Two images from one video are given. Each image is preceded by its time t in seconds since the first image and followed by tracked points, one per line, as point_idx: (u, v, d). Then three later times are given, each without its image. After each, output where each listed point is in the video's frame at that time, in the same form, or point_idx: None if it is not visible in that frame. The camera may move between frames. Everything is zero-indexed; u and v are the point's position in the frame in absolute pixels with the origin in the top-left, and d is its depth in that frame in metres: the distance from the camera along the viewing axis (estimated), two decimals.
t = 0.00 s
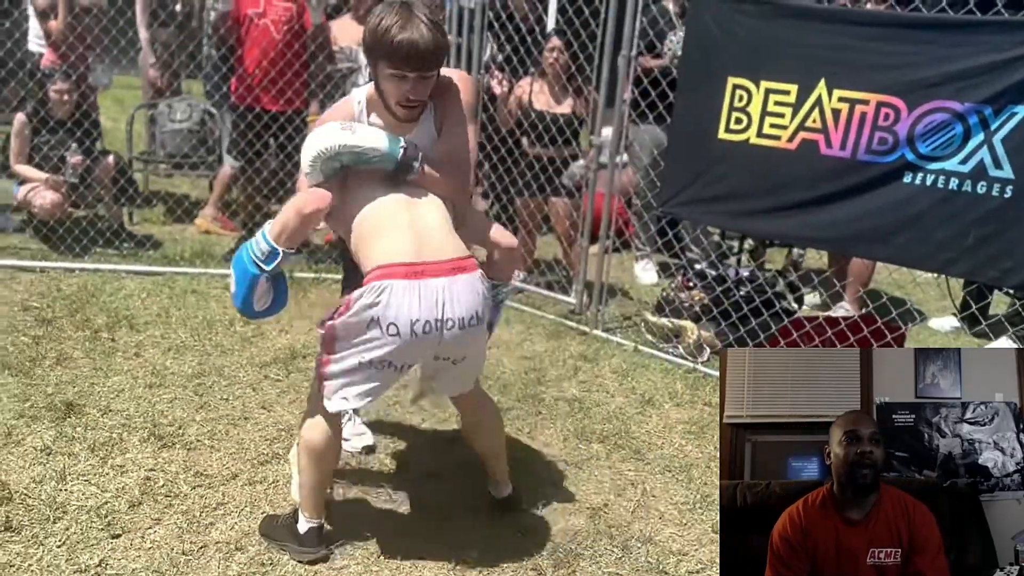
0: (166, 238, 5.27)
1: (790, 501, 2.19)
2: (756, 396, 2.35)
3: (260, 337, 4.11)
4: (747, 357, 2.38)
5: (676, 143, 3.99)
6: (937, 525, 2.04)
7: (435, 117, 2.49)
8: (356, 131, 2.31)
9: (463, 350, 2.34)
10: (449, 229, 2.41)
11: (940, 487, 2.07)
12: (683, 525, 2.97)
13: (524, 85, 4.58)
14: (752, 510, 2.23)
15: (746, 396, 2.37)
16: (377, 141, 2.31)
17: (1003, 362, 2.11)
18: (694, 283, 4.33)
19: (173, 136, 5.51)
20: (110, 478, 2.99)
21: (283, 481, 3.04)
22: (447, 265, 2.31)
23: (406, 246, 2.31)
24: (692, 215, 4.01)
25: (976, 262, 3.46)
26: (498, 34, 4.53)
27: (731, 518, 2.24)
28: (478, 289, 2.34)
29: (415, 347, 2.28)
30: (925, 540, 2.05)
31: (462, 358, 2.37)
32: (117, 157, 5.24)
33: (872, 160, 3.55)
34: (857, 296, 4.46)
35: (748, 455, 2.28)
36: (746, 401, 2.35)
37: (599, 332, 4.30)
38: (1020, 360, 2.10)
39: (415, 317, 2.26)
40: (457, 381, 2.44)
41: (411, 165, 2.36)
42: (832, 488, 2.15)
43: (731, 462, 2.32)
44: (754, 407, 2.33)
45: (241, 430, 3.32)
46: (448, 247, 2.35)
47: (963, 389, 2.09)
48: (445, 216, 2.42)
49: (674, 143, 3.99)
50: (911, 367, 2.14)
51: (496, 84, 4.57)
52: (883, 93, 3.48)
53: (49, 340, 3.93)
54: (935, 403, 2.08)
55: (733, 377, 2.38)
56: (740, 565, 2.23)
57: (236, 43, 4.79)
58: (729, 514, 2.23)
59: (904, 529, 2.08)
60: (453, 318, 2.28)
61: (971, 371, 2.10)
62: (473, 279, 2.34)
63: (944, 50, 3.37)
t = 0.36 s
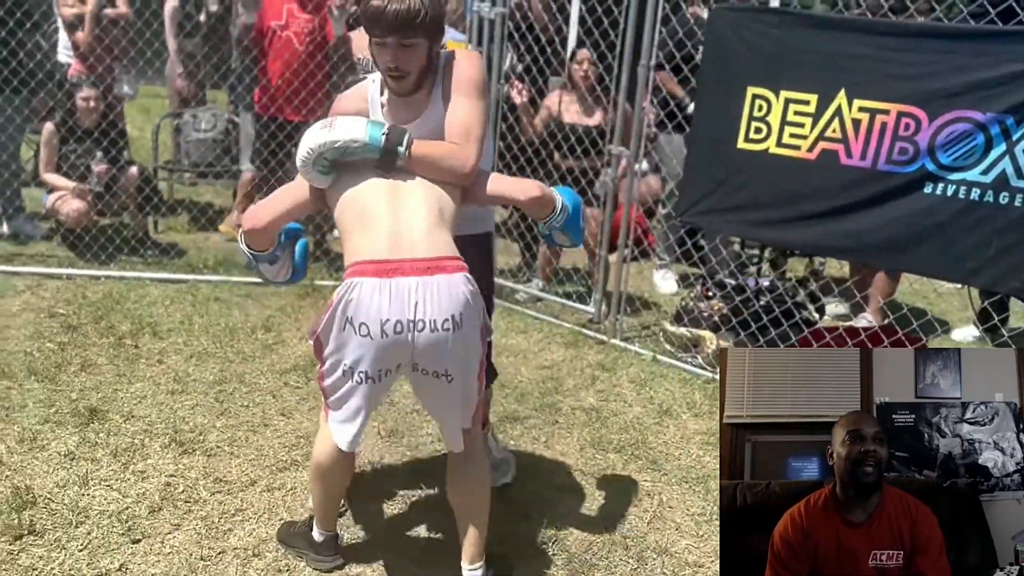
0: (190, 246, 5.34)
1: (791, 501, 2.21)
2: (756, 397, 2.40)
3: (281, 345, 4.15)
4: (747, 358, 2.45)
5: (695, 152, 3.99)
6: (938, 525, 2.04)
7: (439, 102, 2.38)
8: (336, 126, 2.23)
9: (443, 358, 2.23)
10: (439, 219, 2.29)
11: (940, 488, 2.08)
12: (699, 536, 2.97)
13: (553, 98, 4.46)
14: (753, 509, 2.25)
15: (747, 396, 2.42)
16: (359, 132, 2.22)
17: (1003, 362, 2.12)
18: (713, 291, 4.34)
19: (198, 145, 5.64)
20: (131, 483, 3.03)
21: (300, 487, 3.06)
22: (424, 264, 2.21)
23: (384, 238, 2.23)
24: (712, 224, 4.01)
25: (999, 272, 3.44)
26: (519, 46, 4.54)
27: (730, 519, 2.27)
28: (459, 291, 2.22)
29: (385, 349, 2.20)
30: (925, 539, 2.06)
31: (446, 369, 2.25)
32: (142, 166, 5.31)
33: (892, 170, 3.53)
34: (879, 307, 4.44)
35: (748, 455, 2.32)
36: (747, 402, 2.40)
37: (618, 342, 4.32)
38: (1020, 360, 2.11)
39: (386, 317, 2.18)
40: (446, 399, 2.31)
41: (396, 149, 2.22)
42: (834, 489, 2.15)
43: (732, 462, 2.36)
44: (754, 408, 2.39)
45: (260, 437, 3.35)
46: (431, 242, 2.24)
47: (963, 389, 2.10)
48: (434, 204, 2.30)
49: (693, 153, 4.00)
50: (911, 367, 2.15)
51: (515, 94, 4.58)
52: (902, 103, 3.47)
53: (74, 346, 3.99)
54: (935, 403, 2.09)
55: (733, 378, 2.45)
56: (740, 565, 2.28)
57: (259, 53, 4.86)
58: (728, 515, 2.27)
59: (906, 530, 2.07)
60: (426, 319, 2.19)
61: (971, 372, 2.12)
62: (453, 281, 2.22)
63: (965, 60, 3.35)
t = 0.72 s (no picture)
0: (215, 253, 5.40)
1: (791, 501, 2.16)
2: (756, 397, 2.35)
3: (300, 352, 4.18)
4: (747, 358, 2.41)
5: (714, 163, 3.95)
6: (937, 525, 2.01)
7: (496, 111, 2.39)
8: (385, 121, 2.32)
9: (438, 355, 2.21)
10: (461, 218, 2.27)
11: (940, 488, 2.03)
12: (709, 551, 2.93)
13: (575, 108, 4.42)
14: (753, 509, 2.22)
15: (747, 396, 2.37)
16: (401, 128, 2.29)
17: (1002, 362, 2.08)
18: (733, 304, 4.34)
19: (225, 154, 5.68)
20: (145, 487, 3.06)
21: (311, 494, 3.08)
22: (428, 257, 2.22)
23: (397, 230, 2.27)
24: (732, 235, 3.96)
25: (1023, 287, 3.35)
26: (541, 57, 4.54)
27: (730, 518, 2.23)
28: (459, 289, 2.20)
29: (381, 336, 2.22)
30: (924, 538, 2.02)
31: (441, 368, 2.23)
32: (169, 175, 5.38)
33: (913, 182, 3.48)
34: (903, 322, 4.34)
35: (748, 455, 2.27)
36: (746, 402, 2.35)
37: (636, 353, 4.31)
38: (1020, 360, 2.07)
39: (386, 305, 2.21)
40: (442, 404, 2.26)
41: (433, 145, 2.25)
42: (834, 488, 2.11)
43: (732, 462, 2.31)
44: (754, 408, 2.33)
45: (274, 443, 3.37)
46: (440, 237, 2.24)
47: (963, 389, 2.05)
48: (457, 204, 2.27)
49: (712, 165, 3.96)
50: (911, 368, 2.11)
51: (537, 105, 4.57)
52: (924, 114, 3.42)
53: (96, 351, 4.05)
54: (935, 403, 2.03)
55: (733, 378, 2.40)
56: (740, 565, 2.24)
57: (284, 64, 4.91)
58: (728, 515, 2.23)
59: (905, 529, 2.04)
60: (421, 311, 2.19)
61: (971, 372, 2.08)
62: (455, 278, 2.21)
63: (988, 71, 3.29)
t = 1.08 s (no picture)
0: (228, 256, 5.46)
1: (790, 501, 2.22)
2: (756, 398, 2.39)
3: (299, 354, 4.19)
4: (747, 358, 2.46)
5: (714, 169, 3.90)
6: (936, 525, 2.05)
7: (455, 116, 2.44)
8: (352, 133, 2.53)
9: (361, 343, 2.34)
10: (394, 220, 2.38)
11: (940, 488, 2.07)
12: (691, 561, 2.88)
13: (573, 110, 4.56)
14: (752, 509, 2.26)
15: (747, 396, 2.41)
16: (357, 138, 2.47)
17: (1003, 361, 2.12)
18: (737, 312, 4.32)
19: (240, 159, 5.69)
20: (129, 485, 3.08)
21: (292, 495, 3.08)
22: (349, 254, 2.37)
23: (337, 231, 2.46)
24: (732, 242, 3.91)
25: None
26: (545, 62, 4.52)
27: (730, 518, 2.28)
28: (370, 280, 2.31)
29: (326, 327, 2.42)
30: (924, 539, 2.07)
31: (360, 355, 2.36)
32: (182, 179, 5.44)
33: (913, 188, 3.40)
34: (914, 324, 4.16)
35: (747, 455, 2.32)
36: (746, 402, 2.40)
37: (637, 359, 4.26)
38: (1020, 360, 2.11)
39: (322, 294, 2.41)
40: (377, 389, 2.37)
41: (378, 153, 2.42)
42: (832, 488, 2.16)
43: (732, 462, 2.35)
44: (754, 408, 2.38)
45: (262, 444, 3.38)
46: (365, 235, 2.38)
47: (962, 389, 2.09)
48: (393, 203, 2.40)
49: (712, 170, 3.91)
50: (911, 368, 2.15)
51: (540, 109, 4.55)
52: (925, 118, 3.34)
53: (99, 351, 4.10)
54: (935, 403, 2.08)
55: (733, 379, 2.44)
56: (740, 565, 2.28)
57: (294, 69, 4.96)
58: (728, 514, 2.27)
59: (904, 529, 2.08)
60: (342, 303, 2.34)
61: (971, 371, 2.12)
62: (369, 270, 2.32)
63: (989, 75, 3.22)
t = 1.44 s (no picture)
0: (249, 261, 5.49)
1: (791, 502, 2.05)
2: (755, 397, 2.22)
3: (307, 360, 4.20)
4: (747, 357, 2.28)
5: (725, 179, 3.83)
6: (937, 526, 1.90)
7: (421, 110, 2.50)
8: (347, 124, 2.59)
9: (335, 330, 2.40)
10: (380, 214, 2.45)
11: (940, 488, 1.91)
12: None
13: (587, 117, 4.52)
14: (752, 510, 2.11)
15: (747, 396, 2.24)
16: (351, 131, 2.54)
17: (1003, 362, 1.94)
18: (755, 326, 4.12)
19: (265, 165, 5.75)
20: (123, 487, 3.10)
21: (282, 502, 3.07)
22: (338, 242, 2.44)
23: (327, 217, 2.53)
24: (743, 254, 3.83)
25: None
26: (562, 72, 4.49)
27: (729, 519, 2.13)
28: (355, 270, 2.38)
29: (301, 308, 2.48)
30: (926, 540, 1.91)
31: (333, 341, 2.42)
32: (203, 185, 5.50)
33: (926, 201, 3.30)
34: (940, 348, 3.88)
35: (747, 455, 2.15)
36: (746, 402, 2.23)
37: (648, 373, 4.18)
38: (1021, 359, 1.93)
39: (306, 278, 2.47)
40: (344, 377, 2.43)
41: (371, 148, 2.47)
42: (832, 488, 2.00)
43: (732, 462, 2.19)
44: (754, 408, 2.21)
45: (259, 449, 3.38)
46: (355, 226, 2.45)
47: (963, 388, 1.92)
48: (382, 196, 2.47)
49: (723, 181, 3.84)
50: (910, 367, 1.97)
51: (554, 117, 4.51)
52: (939, 129, 3.24)
53: (111, 353, 4.14)
54: (934, 403, 1.91)
55: (733, 378, 2.27)
56: (740, 566, 2.12)
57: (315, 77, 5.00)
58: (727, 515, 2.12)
59: (904, 530, 1.93)
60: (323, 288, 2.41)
61: (971, 372, 1.94)
62: (355, 261, 2.39)
63: (1006, 84, 3.10)
